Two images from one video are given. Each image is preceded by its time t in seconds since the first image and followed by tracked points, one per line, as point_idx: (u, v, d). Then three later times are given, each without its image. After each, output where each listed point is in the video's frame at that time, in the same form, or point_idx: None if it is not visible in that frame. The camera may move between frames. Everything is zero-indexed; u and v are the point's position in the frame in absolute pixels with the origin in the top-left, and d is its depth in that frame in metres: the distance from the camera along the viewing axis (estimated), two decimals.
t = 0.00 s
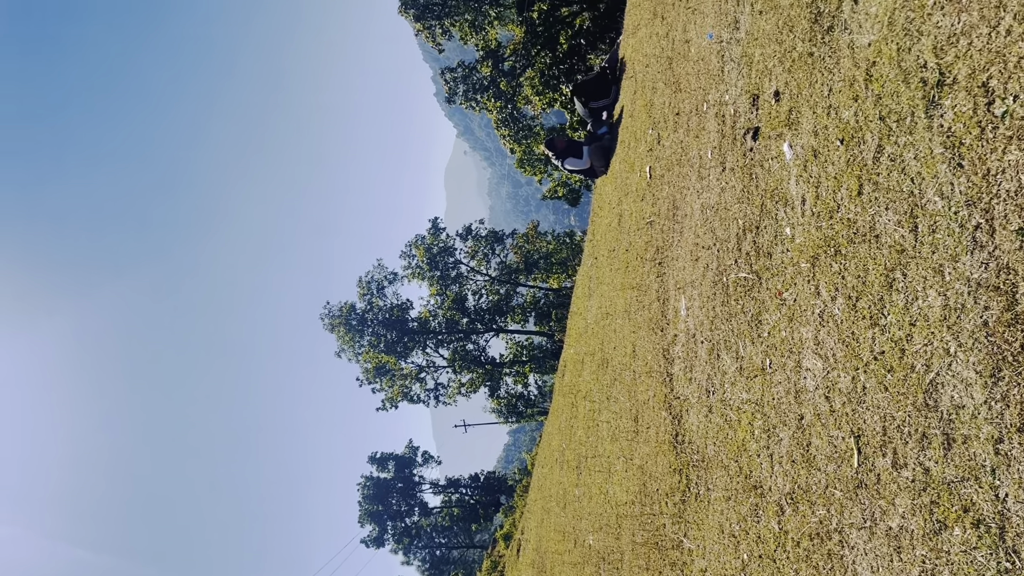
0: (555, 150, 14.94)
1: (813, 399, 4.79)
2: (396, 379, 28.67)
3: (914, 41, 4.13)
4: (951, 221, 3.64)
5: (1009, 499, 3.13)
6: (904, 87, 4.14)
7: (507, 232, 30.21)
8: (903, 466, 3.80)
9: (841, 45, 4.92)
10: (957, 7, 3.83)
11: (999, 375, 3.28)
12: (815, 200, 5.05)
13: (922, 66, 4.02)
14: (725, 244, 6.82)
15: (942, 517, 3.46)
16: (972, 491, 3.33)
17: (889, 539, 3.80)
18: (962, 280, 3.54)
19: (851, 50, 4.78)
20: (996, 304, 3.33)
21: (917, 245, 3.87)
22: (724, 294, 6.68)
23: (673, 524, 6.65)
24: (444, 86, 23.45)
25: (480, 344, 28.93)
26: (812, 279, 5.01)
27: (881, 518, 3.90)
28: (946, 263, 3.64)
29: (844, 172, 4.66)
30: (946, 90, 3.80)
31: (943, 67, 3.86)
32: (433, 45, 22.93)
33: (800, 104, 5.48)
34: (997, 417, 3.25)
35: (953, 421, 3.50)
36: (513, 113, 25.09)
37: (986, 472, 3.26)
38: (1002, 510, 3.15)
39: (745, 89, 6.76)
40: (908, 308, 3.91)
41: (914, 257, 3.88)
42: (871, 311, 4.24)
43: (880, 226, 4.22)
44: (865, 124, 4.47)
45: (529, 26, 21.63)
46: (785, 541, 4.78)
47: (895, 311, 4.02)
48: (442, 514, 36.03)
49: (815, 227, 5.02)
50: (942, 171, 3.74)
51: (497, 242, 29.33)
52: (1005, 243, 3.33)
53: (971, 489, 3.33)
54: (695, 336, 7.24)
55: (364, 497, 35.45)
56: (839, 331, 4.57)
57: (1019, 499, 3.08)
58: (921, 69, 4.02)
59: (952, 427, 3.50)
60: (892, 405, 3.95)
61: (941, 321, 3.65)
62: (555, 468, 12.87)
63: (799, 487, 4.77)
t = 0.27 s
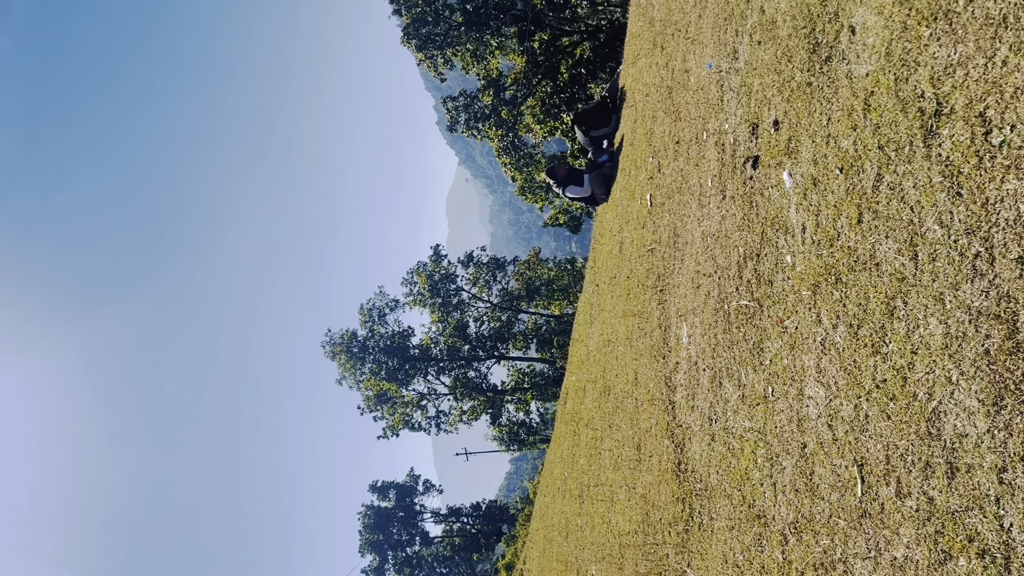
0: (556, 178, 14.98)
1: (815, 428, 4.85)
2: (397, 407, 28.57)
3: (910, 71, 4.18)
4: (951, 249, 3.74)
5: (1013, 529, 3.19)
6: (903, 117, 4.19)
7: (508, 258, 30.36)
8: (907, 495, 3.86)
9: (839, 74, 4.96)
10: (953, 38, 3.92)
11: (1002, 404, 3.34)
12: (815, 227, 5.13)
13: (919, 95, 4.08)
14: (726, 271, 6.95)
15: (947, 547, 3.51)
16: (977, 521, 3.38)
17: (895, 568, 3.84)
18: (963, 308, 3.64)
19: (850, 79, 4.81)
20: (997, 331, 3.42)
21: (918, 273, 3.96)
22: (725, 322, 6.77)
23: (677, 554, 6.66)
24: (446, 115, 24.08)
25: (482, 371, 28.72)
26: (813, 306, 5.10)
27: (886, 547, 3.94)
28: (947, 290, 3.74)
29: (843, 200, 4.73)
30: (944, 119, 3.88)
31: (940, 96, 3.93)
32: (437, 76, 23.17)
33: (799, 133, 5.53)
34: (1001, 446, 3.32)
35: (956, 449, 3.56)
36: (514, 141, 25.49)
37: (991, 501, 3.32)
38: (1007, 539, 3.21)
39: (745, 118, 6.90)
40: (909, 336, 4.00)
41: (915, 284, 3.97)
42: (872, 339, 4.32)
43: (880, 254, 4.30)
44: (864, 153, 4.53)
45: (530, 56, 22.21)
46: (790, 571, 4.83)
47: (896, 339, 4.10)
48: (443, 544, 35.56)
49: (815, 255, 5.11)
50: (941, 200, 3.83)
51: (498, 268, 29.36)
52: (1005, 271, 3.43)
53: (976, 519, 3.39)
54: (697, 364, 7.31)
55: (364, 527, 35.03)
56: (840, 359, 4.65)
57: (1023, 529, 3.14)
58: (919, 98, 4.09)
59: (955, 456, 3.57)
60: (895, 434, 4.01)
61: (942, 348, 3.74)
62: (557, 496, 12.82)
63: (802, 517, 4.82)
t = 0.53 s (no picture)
0: (557, 207, 15.33)
1: (818, 458, 4.93)
2: (398, 435, 28.40)
3: (908, 102, 4.29)
4: (952, 279, 3.84)
5: (1020, 561, 3.24)
6: (901, 147, 4.30)
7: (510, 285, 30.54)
8: (911, 526, 3.92)
9: (836, 105, 5.10)
10: (950, 70, 4.03)
11: (1005, 435, 3.40)
12: (815, 256, 5.26)
13: (917, 126, 4.19)
14: (726, 299, 7.09)
15: None
16: (982, 553, 3.43)
17: None
18: (965, 337, 3.72)
19: (847, 111, 4.95)
20: (999, 362, 3.49)
21: (918, 303, 4.06)
22: (727, 351, 6.88)
23: None
24: (447, 143, 24.90)
25: (484, 399, 28.49)
26: (814, 336, 5.21)
27: None
28: (948, 321, 3.83)
29: (843, 230, 4.86)
30: (942, 150, 3.99)
31: (938, 127, 4.04)
32: (437, 105, 23.85)
33: (798, 162, 5.69)
34: (1005, 477, 3.37)
35: (960, 481, 3.63)
36: (515, 169, 25.92)
37: (996, 533, 3.37)
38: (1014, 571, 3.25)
39: (744, 148, 7.10)
40: (911, 365, 4.08)
41: (917, 314, 4.07)
42: (874, 369, 4.42)
43: (880, 283, 4.40)
44: (864, 183, 4.65)
45: (531, 85, 22.44)
46: None
47: (898, 369, 4.19)
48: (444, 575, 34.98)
49: (816, 284, 5.23)
50: (941, 230, 3.94)
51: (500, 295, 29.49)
52: (1005, 301, 3.50)
53: (981, 551, 3.44)
54: (699, 393, 7.39)
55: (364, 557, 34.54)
56: (843, 389, 4.75)
57: None
58: (917, 129, 4.19)
59: (960, 487, 3.63)
60: (898, 465, 4.09)
61: (944, 379, 3.82)
62: (559, 526, 12.76)
63: (805, 548, 4.88)
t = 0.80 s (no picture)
0: (559, 235, 15.39)
1: (822, 489, 4.99)
2: (399, 464, 28.19)
3: (907, 134, 4.39)
4: (954, 310, 3.93)
5: None
6: (901, 179, 4.40)
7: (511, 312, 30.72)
8: (917, 560, 3.97)
9: (836, 137, 5.23)
10: (948, 102, 4.13)
11: (1010, 468, 3.45)
12: (816, 286, 5.40)
13: (917, 157, 4.29)
14: (728, 329, 7.20)
15: None
16: None
17: None
18: (968, 369, 3.79)
19: (846, 142, 5.08)
20: (1002, 394, 3.56)
21: (920, 335, 4.16)
22: (729, 381, 6.98)
23: None
24: (450, 170, 25.16)
25: (485, 428, 28.35)
26: (816, 366, 5.31)
27: None
28: (950, 352, 3.92)
29: (844, 261, 4.99)
30: (942, 182, 4.08)
31: (938, 159, 4.14)
32: (440, 133, 24.39)
33: (798, 194, 5.87)
34: (1011, 511, 3.41)
35: (966, 514, 3.67)
36: (517, 198, 26.32)
37: (1003, 567, 3.40)
38: None
39: (744, 178, 7.30)
40: (914, 397, 4.17)
41: (919, 345, 4.16)
42: (877, 400, 4.51)
43: (882, 314, 4.52)
44: (865, 215, 4.76)
45: (531, 115, 23.04)
46: None
47: (901, 401, 4.28)
48: None
49: (818, 314, 5.36)
50: (943, 261, 4.03)
51: (501, 322, 29.67)
52: (1007, 332, 3.59)
53: None
54: (702, 423, 7.45)
55: None
56: (845, 420, 4.84)
57: None
58: (917, 160, 4.30)
59: (965, 520, 3.67)
60: (903, 498, 4.15)
61: (948, 411, 3.90)
62: (561, 557, 12.68)
63: None
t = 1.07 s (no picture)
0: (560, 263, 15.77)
1: (827, 521, 5.04)
2: (399, 493, 27.94)
3: (907, 165, 4.49)
4: (957, 341, 3.96)
5: None
6: (903, 210, 4.50)
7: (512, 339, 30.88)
8: None
9: (836, 167, 5.39)
10: (948, 133, 4.19)
11: (1016, 501, 3.45)
12: (819, 316, 5.52)
13: (918, 188, 4.38)
14: (731, 358, 7.30)
15: None
16: None
17: None
18: (972, 401, 3.82)
19: (847, 172, 5.22)
20: (1007, 427, 3.57)
21: (923, 366, 4.21)
22: (732, 410, 7.05)
23: None
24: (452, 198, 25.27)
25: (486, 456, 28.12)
26: (819, 397, 5.40)
27: None
28: (954, 383, 3.95)
29: (847, 291, 5.11)
30: (943, 213, 4.15)
31: (938, 190, 4.21)
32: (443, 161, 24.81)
33: (799, 224, 6.04)
34: (1017, 545, 3.41)
35: (972, 547, 3.68)
36: (518, 225, 26.72)
37: None
38: None
39: (745, 208, 7.48)
40: (918, 429, 4.22)
41: (922, 376, 4.22)
42: (881, 431, 4.57)
43: (884, 345, 4.60)
44: (866, 244, 4.89)
45: (533, 143, 23.55)
46: None
47: (905, 432, 4.33)
48: None
49: (820, 344, 5.47)
50: (945, 292, 4.09)
51: (503, 349, 29.91)
52: (1011, 364, 3.60)
53: None
54: (705, 453, 7.49)
55: None
56: (849, 451, 4.91)
57: None
58: (917, 191, 4.38)
59: (972, 554, 3.68)
60: (908, 530, 4.18)
61: (953, 444, 3.92)
62: None
63: None
